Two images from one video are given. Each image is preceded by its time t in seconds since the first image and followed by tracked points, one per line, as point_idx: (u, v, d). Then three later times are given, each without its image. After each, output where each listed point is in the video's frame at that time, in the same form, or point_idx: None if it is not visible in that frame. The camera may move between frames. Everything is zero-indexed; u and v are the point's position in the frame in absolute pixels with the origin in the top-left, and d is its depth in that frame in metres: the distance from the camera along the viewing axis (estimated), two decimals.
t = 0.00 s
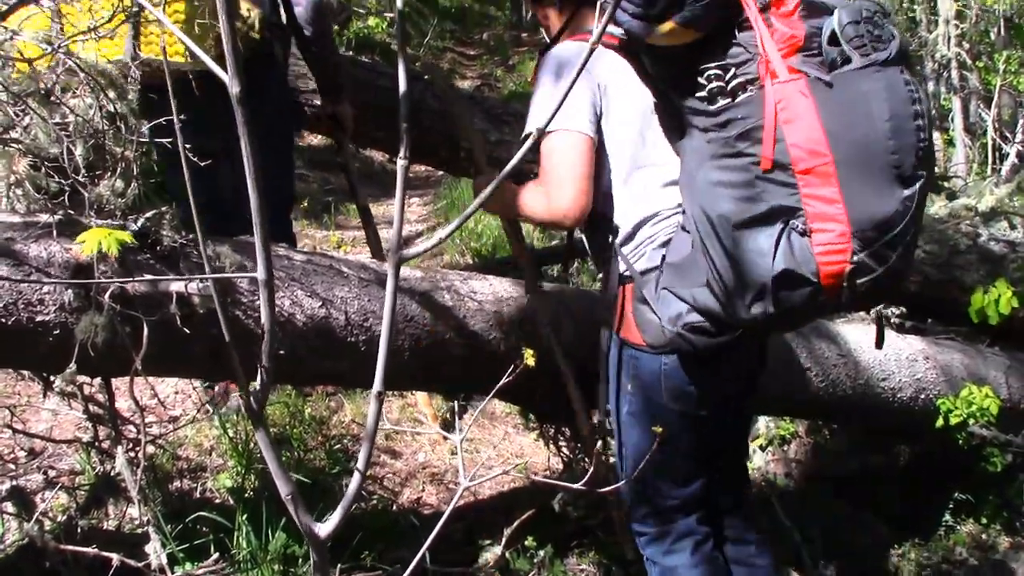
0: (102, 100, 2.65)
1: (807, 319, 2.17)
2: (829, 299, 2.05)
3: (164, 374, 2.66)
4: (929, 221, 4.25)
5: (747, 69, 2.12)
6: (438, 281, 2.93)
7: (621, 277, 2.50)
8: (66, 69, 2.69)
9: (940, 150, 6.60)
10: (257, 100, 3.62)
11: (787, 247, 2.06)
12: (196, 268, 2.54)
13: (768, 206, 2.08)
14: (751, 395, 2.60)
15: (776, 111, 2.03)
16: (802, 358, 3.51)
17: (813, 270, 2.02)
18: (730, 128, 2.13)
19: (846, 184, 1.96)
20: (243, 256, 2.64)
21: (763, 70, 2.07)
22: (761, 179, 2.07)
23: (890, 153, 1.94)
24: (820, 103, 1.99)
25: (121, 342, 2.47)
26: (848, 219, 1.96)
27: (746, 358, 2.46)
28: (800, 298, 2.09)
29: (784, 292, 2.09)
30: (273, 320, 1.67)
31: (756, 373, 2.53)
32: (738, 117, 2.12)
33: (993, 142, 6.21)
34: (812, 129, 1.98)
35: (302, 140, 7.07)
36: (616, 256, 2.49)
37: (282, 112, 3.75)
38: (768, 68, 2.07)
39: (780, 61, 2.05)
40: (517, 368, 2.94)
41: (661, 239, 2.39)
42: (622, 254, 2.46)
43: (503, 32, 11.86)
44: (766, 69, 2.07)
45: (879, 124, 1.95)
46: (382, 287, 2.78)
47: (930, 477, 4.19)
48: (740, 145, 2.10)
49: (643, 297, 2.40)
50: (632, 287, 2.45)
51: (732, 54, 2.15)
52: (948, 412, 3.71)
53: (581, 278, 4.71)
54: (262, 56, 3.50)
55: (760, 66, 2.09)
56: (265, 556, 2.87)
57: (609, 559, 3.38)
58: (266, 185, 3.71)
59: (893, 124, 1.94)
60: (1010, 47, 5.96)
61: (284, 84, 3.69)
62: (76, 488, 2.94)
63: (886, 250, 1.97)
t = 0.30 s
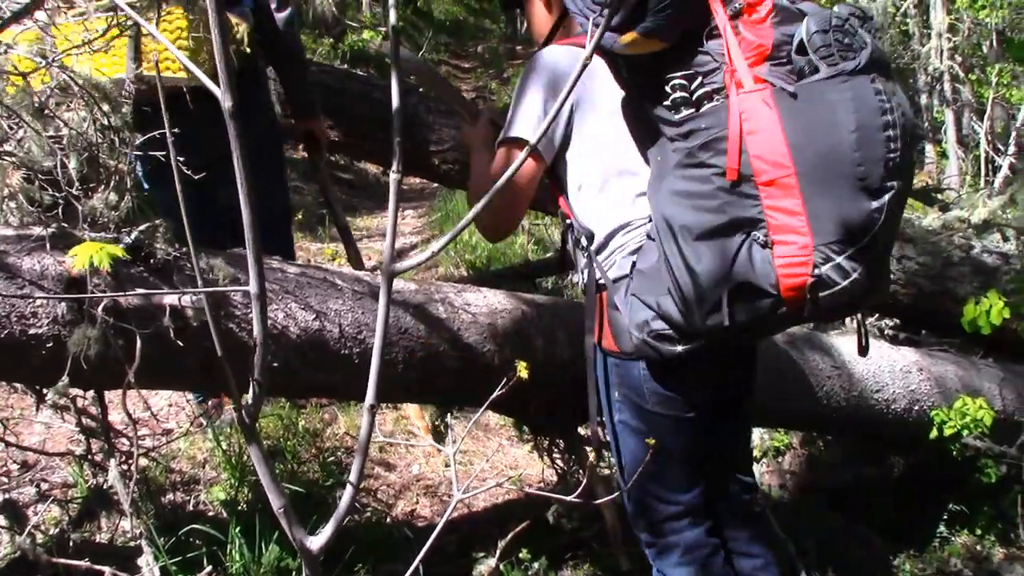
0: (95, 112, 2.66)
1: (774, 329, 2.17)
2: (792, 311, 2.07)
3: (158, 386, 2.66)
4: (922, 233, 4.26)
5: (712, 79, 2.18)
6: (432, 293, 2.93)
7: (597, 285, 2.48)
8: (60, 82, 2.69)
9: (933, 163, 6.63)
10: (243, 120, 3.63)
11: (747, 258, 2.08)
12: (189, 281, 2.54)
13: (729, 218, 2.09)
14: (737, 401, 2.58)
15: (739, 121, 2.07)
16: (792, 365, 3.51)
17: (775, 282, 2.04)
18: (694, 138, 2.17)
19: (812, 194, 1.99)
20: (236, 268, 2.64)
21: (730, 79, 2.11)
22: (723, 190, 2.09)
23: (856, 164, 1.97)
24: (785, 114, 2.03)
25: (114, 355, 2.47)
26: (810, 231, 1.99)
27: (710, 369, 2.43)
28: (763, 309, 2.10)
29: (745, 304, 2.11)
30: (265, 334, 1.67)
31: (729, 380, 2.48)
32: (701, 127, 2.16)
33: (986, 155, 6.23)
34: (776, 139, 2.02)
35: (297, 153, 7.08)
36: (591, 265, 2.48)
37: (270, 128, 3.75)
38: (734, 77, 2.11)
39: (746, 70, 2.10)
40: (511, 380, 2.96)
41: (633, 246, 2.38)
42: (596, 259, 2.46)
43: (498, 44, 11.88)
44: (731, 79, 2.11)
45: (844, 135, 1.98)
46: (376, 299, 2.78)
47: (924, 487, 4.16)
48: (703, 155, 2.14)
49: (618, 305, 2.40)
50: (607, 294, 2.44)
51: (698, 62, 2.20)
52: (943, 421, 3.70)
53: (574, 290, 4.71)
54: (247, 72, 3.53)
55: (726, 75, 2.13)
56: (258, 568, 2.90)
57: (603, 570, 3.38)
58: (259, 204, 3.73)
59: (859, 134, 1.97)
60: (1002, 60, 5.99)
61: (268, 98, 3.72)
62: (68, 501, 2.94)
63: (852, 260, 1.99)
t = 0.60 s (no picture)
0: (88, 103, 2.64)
1: (731, 328, 2.27)
2: (748, 309, 2.20)
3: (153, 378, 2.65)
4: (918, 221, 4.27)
5: (667, 85, 2.27)
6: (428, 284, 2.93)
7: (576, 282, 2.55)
8: (52, 73, 2.67)
9: (928, 152, 6.62)
10: (240, 107, 3.62)
11: (701, 260, 2.15)
12: (184, 272, 2.54)
13: (683, 222, 2.18)
14: (711, 402, 2.67)
15: (690, 126, 2.18)
16: (787, 354, 3.51)
17: (728, 282, 2.16)
18: (648, 144, 2.26)
19: (763, 195, 2.11)
20: (231, 260, 2.64)
21: (682, 86, 2.22)
22: (679, 196, 2.19)
23: (808, 166, 2.09)
24: (736, 119, 2.14)
25: (108, 347, 2.47)
26: (764, 234, 2.12)
27: (672, 369, 2.50)
28: (719, 308, 2.20)
29: (701, 304, 2.20)
30: (259, 322, 1.67)
31: (697, 378, 2.56)
32: (657, 132, 2.25)
33: (982, 144, 6.22)
34: (727, 143, 2.13)
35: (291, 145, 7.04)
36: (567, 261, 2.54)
37: (269, 118, 3.72)
38: (686, 84, 2.22)
39: (698, 75, 2.22)
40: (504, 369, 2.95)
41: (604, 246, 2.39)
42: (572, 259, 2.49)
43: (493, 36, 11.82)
44: (682, 86, 2.22)
45: (794, 139, 2.09)
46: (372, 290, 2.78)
47: (921, 475, 4.18)
48: (656, 161, 2.24)
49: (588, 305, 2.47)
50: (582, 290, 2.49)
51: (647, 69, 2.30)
52: (939, 411, 3.73)
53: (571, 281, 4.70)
54: (244, 60, 3.52)
55: (679, 81, 2.25)
56: (256, 561, 2.89)
57: (601, 559, 3.39)
58: (251, 192, 3.65)
59: (809, 138, 2.08)
60: (997, 49, 5.98)
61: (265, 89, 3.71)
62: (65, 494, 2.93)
63: (807, 262, 2.12)
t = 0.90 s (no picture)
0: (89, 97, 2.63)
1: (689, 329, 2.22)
2: (703, 312, 2.14)
3: (155, 372, 2.66)
4: (920, 213, 4.26)
5: (615, 90, 2.25)
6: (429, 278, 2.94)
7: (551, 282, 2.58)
8: (53, 66, 2.67)
9: (929, 145, 6.61)
10: (241, 98, 3.61)
11: (653, 261, 2.14)
12: (186, 266, 2.53)
13: (633, 225, 2.17)
14: (682, 397, 2.64)
15: (635, 130, 2.16)
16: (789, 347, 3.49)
17: (681, 284, 2.11)
18: (597, 148, 2.26)
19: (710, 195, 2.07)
20: (232, 253, 2.64)
21: (629, 88, 2.18)
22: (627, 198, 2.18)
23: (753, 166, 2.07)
24: (680, 121, 2.12)
25: (111, 340, 2.47)
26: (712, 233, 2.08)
27: (630, 369, 2.50)
28: (674, 310, 2.16)
29: (655, 305, 2.17)
30: (264, 316, 1.67)
31: (649, 377, 2.54)
32: (605, 138, 2.23)
33: (984, 136, 6.21)
34: (674, 147, 2.10)
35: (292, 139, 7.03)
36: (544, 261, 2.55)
37: (270, 110, 3.71)
38: (631, 86, 2.18)
39: (644, 79, 2.17)
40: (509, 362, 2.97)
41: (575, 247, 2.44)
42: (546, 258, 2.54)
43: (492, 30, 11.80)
44: (626, 89, 2.19)
45: (736, 140, 2.08)
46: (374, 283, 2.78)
47: (923, 468, 4.18)
48: (606, 165, 2.22)
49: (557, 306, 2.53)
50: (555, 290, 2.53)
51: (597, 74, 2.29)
52: (941, 403, 3.72)
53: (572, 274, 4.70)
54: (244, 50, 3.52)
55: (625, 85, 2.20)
56: (259, 553, 2.87)
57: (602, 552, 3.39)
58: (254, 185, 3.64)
59: (752, 138, 2.07)
60: (999, 41, 5.97)
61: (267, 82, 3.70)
62: (68, 488, 2.93)
63: (757, 260, 2.09)
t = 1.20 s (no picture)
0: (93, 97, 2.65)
1: (657, 333, 2.33)
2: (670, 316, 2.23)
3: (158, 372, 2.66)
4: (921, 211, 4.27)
5: (575, 106, 2.41)
6: (431, 278, 2.97)
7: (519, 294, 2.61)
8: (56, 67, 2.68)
9: (932, 142, 6.61)
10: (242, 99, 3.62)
11: (620, 267, 2.25)
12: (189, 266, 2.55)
13: (599, 235, 2.30)
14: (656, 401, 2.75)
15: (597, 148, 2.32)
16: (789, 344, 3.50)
17: (648, 290, 2.21)
18: (562, 162, 2.40)
19: (670, 203, 2.21)
20: (235, 253, 2.65)
21: (589, 107, 2.35)
22: (592, 209, 2.32)
23: (708, 173, 2.20)
24: (639, 134, 2.27)
25: (115, 340, 2.48)
26: (674, 238, 2.20)
27: (602, 376, 2.64)
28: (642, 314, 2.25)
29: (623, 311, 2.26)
30: (264, 315, 1.67)
31: (623, 384, 2.67)
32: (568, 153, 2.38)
33: (986, 133, 6.21)
34: (632, 158, 2.25)
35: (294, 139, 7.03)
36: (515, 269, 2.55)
37: (271, 111, 3.73)
38: (591, 106, 2.34)
39: (601, 96, 2.34)
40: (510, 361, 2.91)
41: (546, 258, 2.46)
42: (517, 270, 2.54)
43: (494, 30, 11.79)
44: (586, 108, 2.35)
45: (693, 149, 2.21)
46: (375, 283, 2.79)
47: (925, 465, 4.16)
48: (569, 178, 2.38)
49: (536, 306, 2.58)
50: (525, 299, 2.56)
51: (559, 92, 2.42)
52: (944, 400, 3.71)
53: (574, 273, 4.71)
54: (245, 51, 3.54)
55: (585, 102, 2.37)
56: (263, 552, 2.92)
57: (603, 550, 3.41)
58: (254, 186, 3.65)
59: (707, 147, 2.20)
60: (1002, 38, 5.97)
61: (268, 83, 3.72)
62: (73, 487, 2.94)
63: (718, 262, 2.21)
